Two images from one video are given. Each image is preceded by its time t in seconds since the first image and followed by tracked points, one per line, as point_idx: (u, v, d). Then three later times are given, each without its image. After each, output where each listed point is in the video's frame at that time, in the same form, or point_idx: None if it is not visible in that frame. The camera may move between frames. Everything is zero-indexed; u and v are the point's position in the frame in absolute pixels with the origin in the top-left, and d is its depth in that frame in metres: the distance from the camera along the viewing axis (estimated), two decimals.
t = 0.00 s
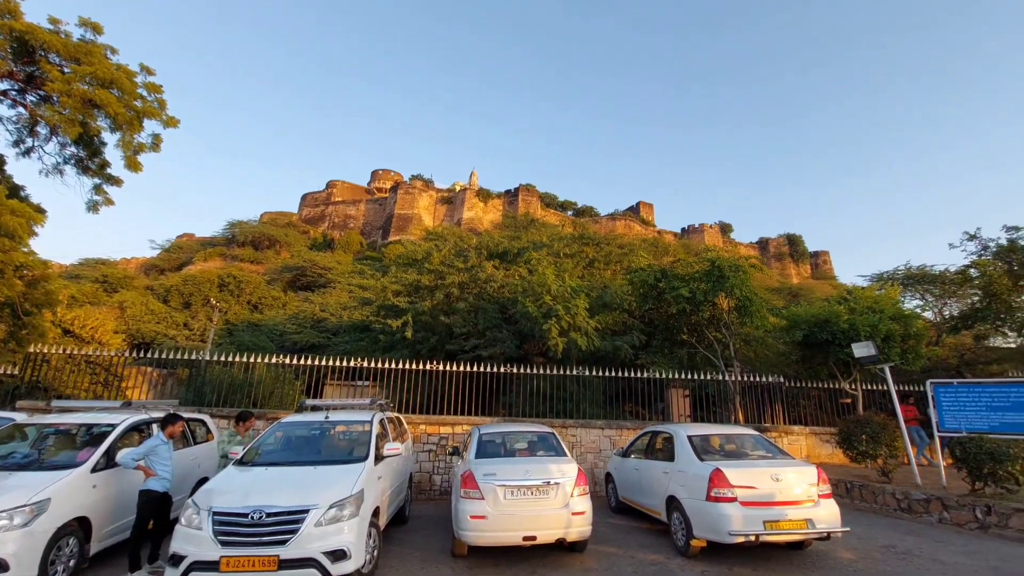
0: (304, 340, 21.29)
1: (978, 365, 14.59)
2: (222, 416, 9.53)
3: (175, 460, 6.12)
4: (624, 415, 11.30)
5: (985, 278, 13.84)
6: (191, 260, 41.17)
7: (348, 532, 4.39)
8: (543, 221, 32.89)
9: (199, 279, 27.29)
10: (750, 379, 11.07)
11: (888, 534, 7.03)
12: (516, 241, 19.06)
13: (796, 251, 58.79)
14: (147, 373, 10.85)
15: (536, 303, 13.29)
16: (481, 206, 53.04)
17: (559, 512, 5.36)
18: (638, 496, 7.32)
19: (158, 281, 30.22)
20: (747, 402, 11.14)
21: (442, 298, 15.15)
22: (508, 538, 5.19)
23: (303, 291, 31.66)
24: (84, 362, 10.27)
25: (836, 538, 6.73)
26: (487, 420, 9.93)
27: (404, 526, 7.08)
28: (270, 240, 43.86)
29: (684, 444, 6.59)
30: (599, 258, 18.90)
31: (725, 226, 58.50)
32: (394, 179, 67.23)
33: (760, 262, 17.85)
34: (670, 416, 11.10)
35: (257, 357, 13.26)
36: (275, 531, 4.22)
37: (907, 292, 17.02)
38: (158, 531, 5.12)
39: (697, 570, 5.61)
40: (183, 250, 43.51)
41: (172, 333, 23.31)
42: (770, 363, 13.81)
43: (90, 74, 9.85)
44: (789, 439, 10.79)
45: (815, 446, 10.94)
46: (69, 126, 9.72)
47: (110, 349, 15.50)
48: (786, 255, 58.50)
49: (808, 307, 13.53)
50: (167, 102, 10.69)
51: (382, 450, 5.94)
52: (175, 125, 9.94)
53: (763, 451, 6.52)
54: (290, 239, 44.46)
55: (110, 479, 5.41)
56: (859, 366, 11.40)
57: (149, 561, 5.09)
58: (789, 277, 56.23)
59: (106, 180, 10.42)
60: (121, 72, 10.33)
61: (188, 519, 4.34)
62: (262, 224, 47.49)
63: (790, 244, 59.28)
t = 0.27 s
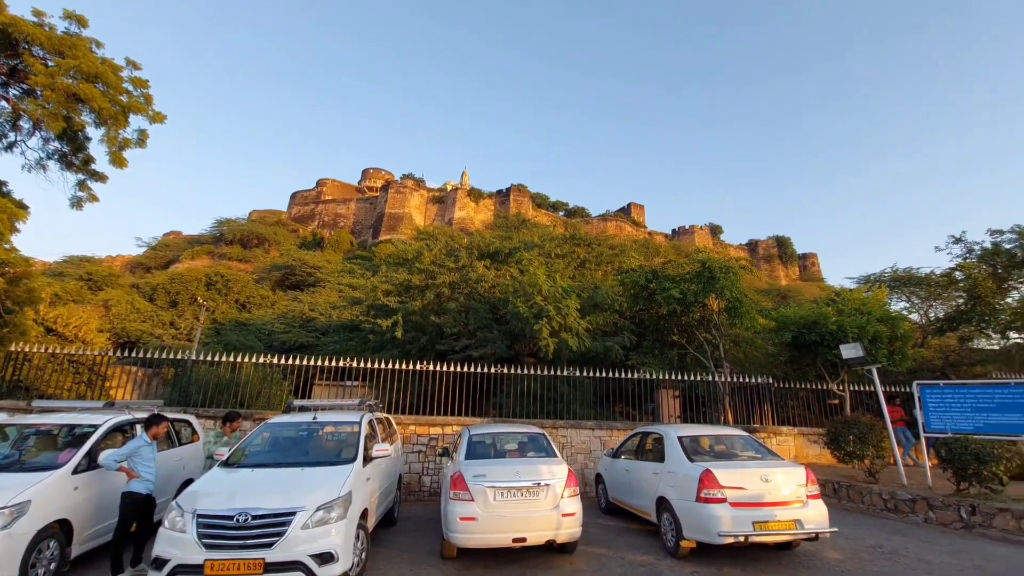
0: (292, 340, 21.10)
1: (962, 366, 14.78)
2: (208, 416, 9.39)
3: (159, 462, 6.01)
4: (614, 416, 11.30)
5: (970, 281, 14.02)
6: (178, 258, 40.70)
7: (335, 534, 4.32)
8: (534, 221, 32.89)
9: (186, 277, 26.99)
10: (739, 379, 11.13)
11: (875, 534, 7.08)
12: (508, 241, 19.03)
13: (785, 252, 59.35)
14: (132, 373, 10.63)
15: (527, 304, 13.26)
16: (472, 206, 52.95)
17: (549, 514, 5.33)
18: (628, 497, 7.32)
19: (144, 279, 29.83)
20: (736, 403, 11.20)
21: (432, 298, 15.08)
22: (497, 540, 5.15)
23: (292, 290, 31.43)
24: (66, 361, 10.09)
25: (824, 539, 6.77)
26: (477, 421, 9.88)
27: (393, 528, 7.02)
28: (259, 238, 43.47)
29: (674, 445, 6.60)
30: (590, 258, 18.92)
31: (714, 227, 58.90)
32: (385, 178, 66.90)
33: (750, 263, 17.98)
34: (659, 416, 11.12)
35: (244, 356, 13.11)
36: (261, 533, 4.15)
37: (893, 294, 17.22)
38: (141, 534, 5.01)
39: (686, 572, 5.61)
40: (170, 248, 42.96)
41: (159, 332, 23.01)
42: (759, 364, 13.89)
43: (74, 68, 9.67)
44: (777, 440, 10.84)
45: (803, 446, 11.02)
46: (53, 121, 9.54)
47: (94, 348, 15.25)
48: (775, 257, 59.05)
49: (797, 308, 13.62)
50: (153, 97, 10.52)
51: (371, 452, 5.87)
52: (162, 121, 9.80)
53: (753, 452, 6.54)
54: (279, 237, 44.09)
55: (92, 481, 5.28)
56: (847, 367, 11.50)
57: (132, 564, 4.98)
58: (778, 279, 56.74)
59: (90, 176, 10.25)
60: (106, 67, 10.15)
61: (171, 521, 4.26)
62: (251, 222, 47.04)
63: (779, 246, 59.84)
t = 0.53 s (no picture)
0: (283, 340, 20.95)
1: (950, 366, 14.95)
2: (197, 418, 9.27)
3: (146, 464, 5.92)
4: (607, 416, 11.29)
5: (958, 281, 14.18)
6: (168, 258, 40.32)
7: (326, 537, 4.27)
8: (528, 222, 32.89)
9: (175, 277, 26.75)
10: (731, 379, 11.17)
11: (865, 533, 7.12)
12: (501, 241, 19.01)
13: (776, 253, 59.78)
14: (120, 374, 10.45)
15: (520, 304, 13.23)
16: (465, 206, 52.88)
17: (541, 515, 5.31)
18: (621, 497, 7.31)
19: (132, 279, 29.51)
20: (728, 403, 11.24)
21: (425, 298, 15.03)
22: (490, 542, 5.12)
23: (283, 290, 31.23)
24: (52, 362, 9.93)
25: (815, 538, 6.79)
26: (469, 422, 9.84)
27: (384, 530, 6.96)
28: (250, 238, 43.15)
29: (667, 445, 6.59)
30: (583, 259, 18.94)
31: (706, 228, 59.21)
32: (378, 178, 66.64)
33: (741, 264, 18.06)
34: (652, 416, 11.13)
35: (234, 357, 12.99)
36: (250, 537, 4.09)
37: (883, 294, 17.38)
38: (127, 537, 4.92)
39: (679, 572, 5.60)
40: (159, 247, 42.54)
41: (147, 333, 22.77)
42: (751, 364, 13.94)
43: (60, 64, 9.52)
44: (769, 439, 10.89)
45: (794, 446, 11.07)
46: (38, 118, 9.39)
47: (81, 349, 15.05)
48: (766, 257, 59.47)
49: (788, 309, 13.69)
50: (141, 94, 10.40)
51: (362, 453, 5.82)
52: (151, 118, 9.68)
53: (745, 451, 6.55)
54: (270, 237, 43.80)
55: (78, 484, 5.18)
56: (838, 367, 11.58)
57: (119, 569, 4.88)
58: (769, 279, 57.12)
59: (76, 174, 10.11)
60: (93, 63, 10.00)
61: (158, 525, 4.19)
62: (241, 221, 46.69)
63: (770, 247, 60.29)
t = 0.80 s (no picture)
0: (274, 340, 20.78)
1: (938, 365, 15.11)
2: (185, 419, 9.16)
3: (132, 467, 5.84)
4: (600, 416, 11.29)
5: (946, 281, 14.34)
6: (157, 257, 39.92)
7: (316, 539, 4.21)
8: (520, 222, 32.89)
9: (164, 276, 26.50)
10: (723, 379, 11.21)
11: (855, 531, 7.16)
12: (493, 241, 18.97)
13: (766, 254, 60.20)
14: (107, 374, 10.31)
15: (513, 304, 13.20)
16: (458, 206, 52.78)
17: (534, 515, 5.28)
18: (614, 497, 7.31)
19: (120, 279, 29.18)
20: (720, 402, 11.28)
21: (417, 298, 14.96)
22: (482, 543, 5.09)
23: (274, 290, 31.02)
24: (37, 363, 9.78)
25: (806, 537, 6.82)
26: (462, 422, 9.80)
27: (375, 531, 6.91)
28: (240, 237, 42.80)
29: (659, 445, 6.59)
30: (575, 259, 18.96)
31: (698, 229, 59.51)
32: (370, 177, 66.35)
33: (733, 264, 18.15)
34: (644, 416, 11.15)
35: (224, 357, 12.85)
36: (238, 539, 4.03)
37: (872, 294, 17.54)
38: (113, 541, 4.83)
39: (671, 571, 5.59)
40: (148, 247, 42.10)
41: (136, 333, 22.52)
42: (742, 364, 14.00)
43: (45, 60, 9.37)
44: (760, 439, 10.94)
45: (785, 444, 11.13)
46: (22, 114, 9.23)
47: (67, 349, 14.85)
48: (757, 257, 59.88)
49: (779, 309, 13.77)
50: (128, 91, 10.27)
51: (353, 454, 5.77)
52: (138, 115, 9.56)
53: (736, 450, 6.57)
54: (261, 237, 43.47)
55: (63, 487, 5.07)
56: (828, 367, 11.66)
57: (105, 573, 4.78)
58: (760, 279, 57.50)
59: (62, 172, 9.97)
60: (79, 59, 9.86)
61: (144, 528, 4.12)
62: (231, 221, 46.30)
63: (761, 247, 60.72)
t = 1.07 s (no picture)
0: (264, 340, 20.62)
1: (926, 364, 15.27)
2: (173, 420, 9.04)
3: (118, 469, 5.75)
4: (592, 416, 11.28)
5: (934, 281, 14.48)
6: (145, 257, 39.51)
7: (306, 541, 4.16)
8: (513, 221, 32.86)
9: (152, 276, 26.25)
10: (715, 378, 11.25)
11: (846, 529, 7.20)
12: (486, 241, 18.93)
13: (757, 253, 60.61)
14: (94, 375, 10.17)
15: (505, 303, 13.17)
16: (450, 206, 52.69)
17: (527, 515, 5.26)
18: (606, 496, 7.30)
19: (108, 279, 28.85)
20: (712, 401, 11.32)
21: (409, 297, 14.90)
22: (474, 543, 5.06)
23: (265, 290, 30.80)
24: (22, 364, 9.63)
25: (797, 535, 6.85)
26: (454, 422, 9.75)
27: (367, 533, 6.85)
28: (230, 237, 42.45)
29: (652, 444, 6.59)
30: (567, 258, 18.97)
31: (690, 229, 59.80)
32: (362, 177, 66.04)
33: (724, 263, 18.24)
34: (636, 415, 11.16)
35: (213, 357, 12.72)
36: (226, 542, 3.97)
37: (861, 294, 17.70)
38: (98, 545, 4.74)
39: (664, 571, 5.58)
40: (136, 246, 41.64)
41: (124, 333, 22.27)
42: (734, 363, 14.06)
43: (30, 56, 9.19)
44: (751, 437, 10.99)
45: (776, 443, 11.19)
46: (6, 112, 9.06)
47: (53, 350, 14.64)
48: (748, 257, 60.28)
49: (770, 308, 13.84)
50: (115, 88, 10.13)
51: (344, 455, 5.71)
52: (125, 113, 9.43)
53: (729, 449, 6.58)
54: (251, 236, 43.14)
55: (47, 490, 4.94)
56: (818, 366, 11.73)
57: None
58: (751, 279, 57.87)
59: (48, 170, 9.81)
60: (65, 55, 9.70)
61: (130, 531, 4.05)
62: (221, 220, 45.91)
63: (752, 247, 61.13)
